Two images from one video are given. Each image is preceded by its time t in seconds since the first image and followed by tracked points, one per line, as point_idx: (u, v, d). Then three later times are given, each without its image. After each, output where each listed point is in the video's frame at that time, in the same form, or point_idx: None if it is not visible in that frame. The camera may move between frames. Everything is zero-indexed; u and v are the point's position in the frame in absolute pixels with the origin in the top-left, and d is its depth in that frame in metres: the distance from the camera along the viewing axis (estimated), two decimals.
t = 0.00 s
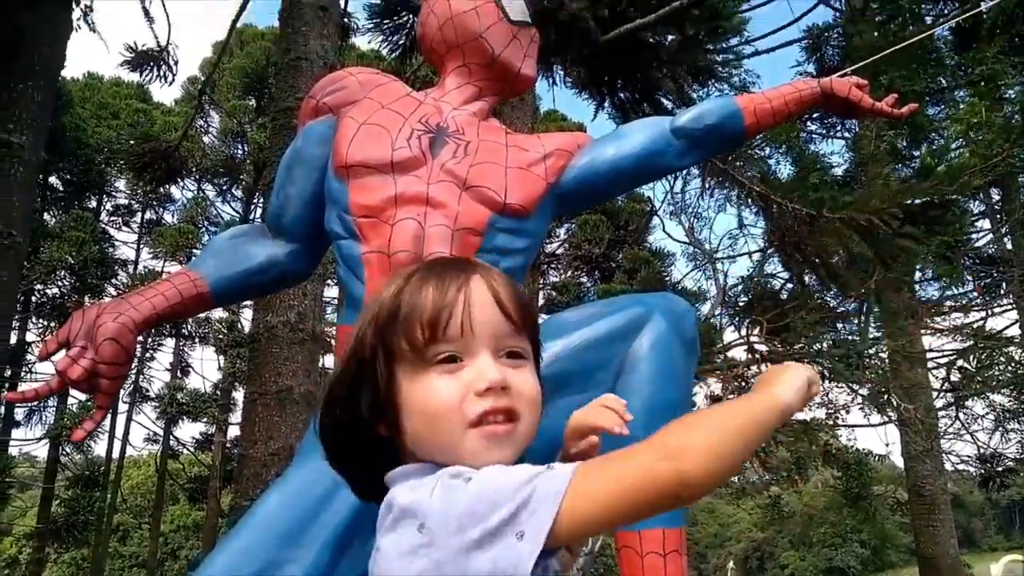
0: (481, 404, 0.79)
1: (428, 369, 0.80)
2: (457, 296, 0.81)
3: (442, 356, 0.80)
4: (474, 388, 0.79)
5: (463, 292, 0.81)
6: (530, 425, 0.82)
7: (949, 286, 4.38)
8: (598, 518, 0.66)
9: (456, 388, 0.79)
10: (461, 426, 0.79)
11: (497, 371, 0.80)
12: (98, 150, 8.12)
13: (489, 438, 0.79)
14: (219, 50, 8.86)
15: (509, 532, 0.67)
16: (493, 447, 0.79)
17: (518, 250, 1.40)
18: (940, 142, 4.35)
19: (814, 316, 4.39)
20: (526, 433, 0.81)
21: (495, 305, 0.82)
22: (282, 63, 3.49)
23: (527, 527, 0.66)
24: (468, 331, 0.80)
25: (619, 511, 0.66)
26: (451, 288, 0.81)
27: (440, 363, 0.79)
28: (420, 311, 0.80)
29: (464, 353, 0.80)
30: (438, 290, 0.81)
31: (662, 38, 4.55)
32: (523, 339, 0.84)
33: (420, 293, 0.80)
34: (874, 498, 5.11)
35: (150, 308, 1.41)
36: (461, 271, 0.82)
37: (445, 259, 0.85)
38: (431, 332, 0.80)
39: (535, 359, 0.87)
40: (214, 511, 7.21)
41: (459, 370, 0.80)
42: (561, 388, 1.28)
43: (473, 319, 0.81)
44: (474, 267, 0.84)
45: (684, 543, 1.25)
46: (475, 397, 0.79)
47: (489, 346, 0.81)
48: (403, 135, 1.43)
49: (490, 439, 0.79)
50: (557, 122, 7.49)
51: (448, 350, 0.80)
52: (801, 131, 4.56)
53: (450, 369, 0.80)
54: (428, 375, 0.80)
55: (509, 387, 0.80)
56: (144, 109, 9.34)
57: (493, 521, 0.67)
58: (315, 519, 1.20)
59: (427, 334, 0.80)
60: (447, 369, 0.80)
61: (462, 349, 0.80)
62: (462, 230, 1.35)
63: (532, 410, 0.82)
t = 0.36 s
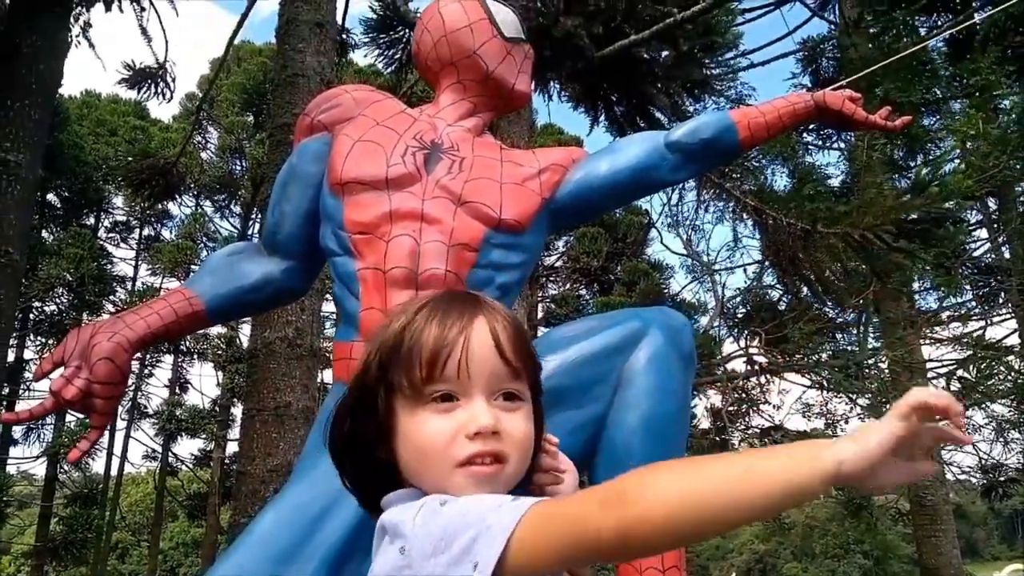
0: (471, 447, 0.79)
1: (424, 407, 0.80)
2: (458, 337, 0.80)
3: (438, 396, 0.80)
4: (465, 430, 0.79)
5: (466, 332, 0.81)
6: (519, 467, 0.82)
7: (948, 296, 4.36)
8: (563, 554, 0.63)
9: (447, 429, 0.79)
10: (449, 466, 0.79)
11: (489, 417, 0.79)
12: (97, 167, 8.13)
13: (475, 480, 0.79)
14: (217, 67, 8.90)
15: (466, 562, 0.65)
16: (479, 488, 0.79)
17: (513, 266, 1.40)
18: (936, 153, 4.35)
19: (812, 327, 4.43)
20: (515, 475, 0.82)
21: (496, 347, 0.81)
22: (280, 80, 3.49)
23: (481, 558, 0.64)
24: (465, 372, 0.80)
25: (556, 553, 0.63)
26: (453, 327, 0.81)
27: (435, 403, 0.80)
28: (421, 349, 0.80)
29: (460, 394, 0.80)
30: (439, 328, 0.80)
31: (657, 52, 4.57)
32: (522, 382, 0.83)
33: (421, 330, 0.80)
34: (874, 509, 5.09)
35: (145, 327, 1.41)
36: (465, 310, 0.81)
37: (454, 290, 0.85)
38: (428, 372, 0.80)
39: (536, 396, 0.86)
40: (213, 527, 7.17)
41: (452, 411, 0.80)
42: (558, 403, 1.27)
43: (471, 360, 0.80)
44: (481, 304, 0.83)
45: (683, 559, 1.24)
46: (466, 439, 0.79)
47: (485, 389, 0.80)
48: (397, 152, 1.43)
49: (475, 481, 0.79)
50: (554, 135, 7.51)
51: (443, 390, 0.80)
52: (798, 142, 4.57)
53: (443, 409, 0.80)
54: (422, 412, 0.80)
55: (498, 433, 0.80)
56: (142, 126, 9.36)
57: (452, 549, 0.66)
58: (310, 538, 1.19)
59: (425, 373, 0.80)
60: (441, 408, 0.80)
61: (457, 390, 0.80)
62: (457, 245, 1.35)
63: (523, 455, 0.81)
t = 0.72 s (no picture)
0: (444, 456, 0.81)
1: (400, 420, 0.83)
2: (435, 355, 0.83)
3: (415, 410, 0.82)
4: (437, 440, 0.81)
5: (444, 351, 0.83)
6: (496, 479, 0.83)
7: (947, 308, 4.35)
8: None
9: (421, 441, 0.82)
10: (424, 475, 0.82)
11: (461, 428, 0.81)
12: (96, 175, 8.14)
13: (450, 491, 0.81)
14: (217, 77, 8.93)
15: None
16: (451, 496, 0.82)
17: (512, 278, 1.40)
18: (934, 166, 4.36)
19: (810, 339, 4.42)
20: (493, 486, 0.83)
21: (473, 363, 0.83)
22: (280, 90, 3.49)
23: None
24: (440, 386, 0.82)
25: None
26: (433, 346, 0.83)
27: (412, 415, 0.82)
28: (400, 366, 0.83)
29: (436, 407, 0.82)
30: (418, 347, 0.83)
31: (655, 65, 4.60)
32: (502, 397, 0.85)
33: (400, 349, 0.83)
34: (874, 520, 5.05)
35: (143, 338, 1.41)
36: (446, 330, 0.84)
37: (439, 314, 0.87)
38: (406, 386, 0.82)
39: (517, 410, 0.88)
40: (210, 537, 7.14)
41: (427, 423, 0.82)
42: (556, 415, 1.27)
43: (448, 375, 0.83)
44: (463, 326, 0.86)
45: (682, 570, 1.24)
46: (439, 449, 0.81)
47: (462, 402, 0.83)
48: (397, 164, 1.43)
49: (448, 491, 0.82)
50: (553, 146, 7.53)
51: (419, 405, 0.82)
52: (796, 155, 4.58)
53: (420, 421, 0.82)
54: (398, 425, 0.83)
55: (473, 447, 0.81)
56: (142, 135, 9.38)
57: None
58: (307, 551, 1.19)
59: (403, 388, 0.83)
60: (416, 421, 0.82)
61: (431, 403, 0.82)
62: (456, 257, 1.35)
63: (500, 467, 0.83)
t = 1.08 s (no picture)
0: (473, 462, 0.84)
1: (432, 416, 0.84)
2: (477, 356, 0.85)
3: (452, 409, 0.84)
4: (469, 444, 0.84)
5: (482, 352, 0.86)
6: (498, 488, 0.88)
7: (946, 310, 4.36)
8: None
9: (452, 441, 0.83)
10: (448, 476, 0.83)
11: (494, 435, 0.84)
12: (96, 175, 8.15)
13: (470, 496, 0.84)
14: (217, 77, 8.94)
15: None
16: (468, 504, 0.84)
17: (512, 280, 1.40)
18: (933, 169, 4.36)
19: (809, 340, 4.42)
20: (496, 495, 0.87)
21: (505, 372, 0.88)
22: (282, 91, 3.49)
23: None
24: (481, 390, 0.85)
25: None
26: (473, 346, 0.85)
27: (447, 414, 0.84)
28: (444, 361, 0.84)
29: (470, 410, 0.85)
30: (464, 344, 0.85)
31: (657, 67, 4.60)
32: (512, 409, 0.90)
33: (443, 343, 0.84)
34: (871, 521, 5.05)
35: (145, 338, 1.41)
36: (481, 332, 0.87)
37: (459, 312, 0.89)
38: (448, 383, 0.84)
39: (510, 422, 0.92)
40: (209, 536, 7.14)
41: (458, 424, 0.84)
42: (556, 416, 1.28)
43: (483, 380, 0.85)
44: (490, 331, 0.89)
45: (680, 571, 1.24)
46: (467, 453, 0.84)
47: (489, 411, 0.86)
48: (398, 166, 1.44)
49: (468, 495, 0.84)
50: (553, 147, 7.54)
51: (455, 404, 0.84)
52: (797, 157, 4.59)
53: (452, 422, 0.84)
54: (426, 420, 0.83)
55: (500, 453, 0.85)
56: (142, 135, 9.38)
57: None
58: (310, 551, 1.19)
59: (444, 383, 0.84)
60: (446, 419, 0.84)
61: (466, 405, 0.84)
62: (457, 259, 1.36)
63: (508, 476, 0.88)
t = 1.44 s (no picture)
0: (496, 431, 0.84)
1: (463, 380, 0.82)
2: (499, 329, 0.86)
3: (480, 373, 0.83)
4: (494, 417, 0.84)
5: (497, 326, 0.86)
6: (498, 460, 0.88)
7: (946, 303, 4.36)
8: None
9: (482, 412, 0.82)
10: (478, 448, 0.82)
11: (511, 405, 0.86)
12: (95, 168, 8.14)
13: (490, 463, 0.84)
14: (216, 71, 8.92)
15: None
16: (487, 474, 0.84)
17: (512, 274, 1.40)
18: (933, 161, 4.36)
19: (809, 334, 4.43)
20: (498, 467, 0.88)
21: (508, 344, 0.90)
22: (281, 84, 3.48)
23: None
24: (497, 358, 0.86)
25: None
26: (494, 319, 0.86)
27: (476, 380, 0.83)
28: (476, 324, 0.83)
29: (491, 378, 0.85)
30: (488, 309, 0.85)
31: (657, 59, 4.58)
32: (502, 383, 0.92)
33: (474, 313, 0.83)
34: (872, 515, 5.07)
35: (145, 332, 1.41)
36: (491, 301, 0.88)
37: (459, 278, 0.88)
38: (480, 346, 0.83)
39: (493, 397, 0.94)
40: (209, 530, 7.14)
41: (484, 395, 0.84)
42: (556, 410, 1.28)
43: (500, 353, 0.86)
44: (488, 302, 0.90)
45: (680, 565, 1.24)
46: (492, 426, 0.84)
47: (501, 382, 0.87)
48: (398, 159, 1.44)
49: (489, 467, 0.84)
50: (552, 141, 7.53)
51: (482, 373, 0.84)
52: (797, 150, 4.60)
53: (477, 388, 0.83)
54: (459, 388, 0.81)
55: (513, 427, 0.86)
56: (141, 128, 9.36)
57: None
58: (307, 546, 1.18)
59: (476, 352, 0.83)
60: (474, 389, 0.83)
61: (490, 377, 0.85)
62: (457, 253, 1.36)
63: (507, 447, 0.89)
